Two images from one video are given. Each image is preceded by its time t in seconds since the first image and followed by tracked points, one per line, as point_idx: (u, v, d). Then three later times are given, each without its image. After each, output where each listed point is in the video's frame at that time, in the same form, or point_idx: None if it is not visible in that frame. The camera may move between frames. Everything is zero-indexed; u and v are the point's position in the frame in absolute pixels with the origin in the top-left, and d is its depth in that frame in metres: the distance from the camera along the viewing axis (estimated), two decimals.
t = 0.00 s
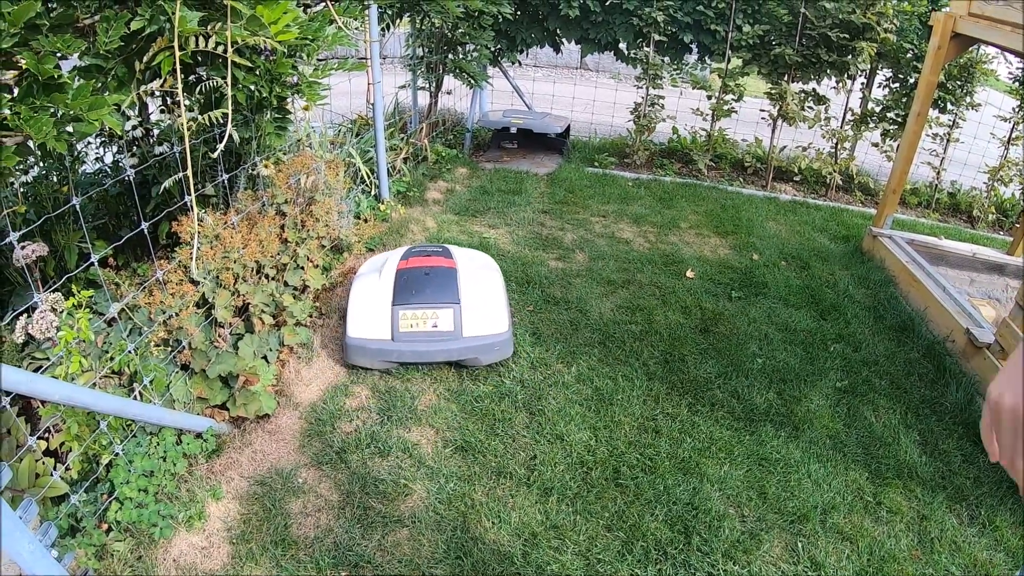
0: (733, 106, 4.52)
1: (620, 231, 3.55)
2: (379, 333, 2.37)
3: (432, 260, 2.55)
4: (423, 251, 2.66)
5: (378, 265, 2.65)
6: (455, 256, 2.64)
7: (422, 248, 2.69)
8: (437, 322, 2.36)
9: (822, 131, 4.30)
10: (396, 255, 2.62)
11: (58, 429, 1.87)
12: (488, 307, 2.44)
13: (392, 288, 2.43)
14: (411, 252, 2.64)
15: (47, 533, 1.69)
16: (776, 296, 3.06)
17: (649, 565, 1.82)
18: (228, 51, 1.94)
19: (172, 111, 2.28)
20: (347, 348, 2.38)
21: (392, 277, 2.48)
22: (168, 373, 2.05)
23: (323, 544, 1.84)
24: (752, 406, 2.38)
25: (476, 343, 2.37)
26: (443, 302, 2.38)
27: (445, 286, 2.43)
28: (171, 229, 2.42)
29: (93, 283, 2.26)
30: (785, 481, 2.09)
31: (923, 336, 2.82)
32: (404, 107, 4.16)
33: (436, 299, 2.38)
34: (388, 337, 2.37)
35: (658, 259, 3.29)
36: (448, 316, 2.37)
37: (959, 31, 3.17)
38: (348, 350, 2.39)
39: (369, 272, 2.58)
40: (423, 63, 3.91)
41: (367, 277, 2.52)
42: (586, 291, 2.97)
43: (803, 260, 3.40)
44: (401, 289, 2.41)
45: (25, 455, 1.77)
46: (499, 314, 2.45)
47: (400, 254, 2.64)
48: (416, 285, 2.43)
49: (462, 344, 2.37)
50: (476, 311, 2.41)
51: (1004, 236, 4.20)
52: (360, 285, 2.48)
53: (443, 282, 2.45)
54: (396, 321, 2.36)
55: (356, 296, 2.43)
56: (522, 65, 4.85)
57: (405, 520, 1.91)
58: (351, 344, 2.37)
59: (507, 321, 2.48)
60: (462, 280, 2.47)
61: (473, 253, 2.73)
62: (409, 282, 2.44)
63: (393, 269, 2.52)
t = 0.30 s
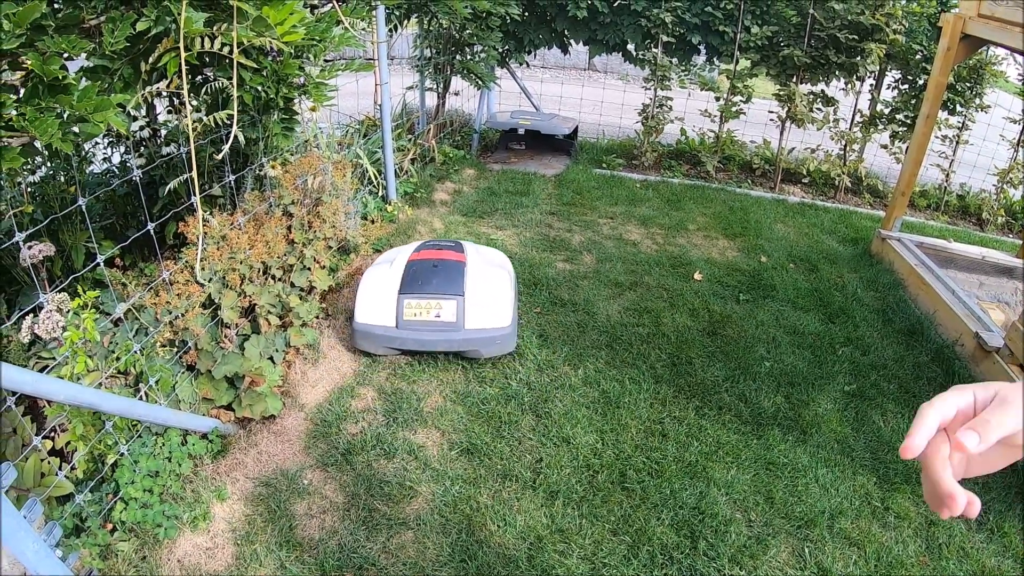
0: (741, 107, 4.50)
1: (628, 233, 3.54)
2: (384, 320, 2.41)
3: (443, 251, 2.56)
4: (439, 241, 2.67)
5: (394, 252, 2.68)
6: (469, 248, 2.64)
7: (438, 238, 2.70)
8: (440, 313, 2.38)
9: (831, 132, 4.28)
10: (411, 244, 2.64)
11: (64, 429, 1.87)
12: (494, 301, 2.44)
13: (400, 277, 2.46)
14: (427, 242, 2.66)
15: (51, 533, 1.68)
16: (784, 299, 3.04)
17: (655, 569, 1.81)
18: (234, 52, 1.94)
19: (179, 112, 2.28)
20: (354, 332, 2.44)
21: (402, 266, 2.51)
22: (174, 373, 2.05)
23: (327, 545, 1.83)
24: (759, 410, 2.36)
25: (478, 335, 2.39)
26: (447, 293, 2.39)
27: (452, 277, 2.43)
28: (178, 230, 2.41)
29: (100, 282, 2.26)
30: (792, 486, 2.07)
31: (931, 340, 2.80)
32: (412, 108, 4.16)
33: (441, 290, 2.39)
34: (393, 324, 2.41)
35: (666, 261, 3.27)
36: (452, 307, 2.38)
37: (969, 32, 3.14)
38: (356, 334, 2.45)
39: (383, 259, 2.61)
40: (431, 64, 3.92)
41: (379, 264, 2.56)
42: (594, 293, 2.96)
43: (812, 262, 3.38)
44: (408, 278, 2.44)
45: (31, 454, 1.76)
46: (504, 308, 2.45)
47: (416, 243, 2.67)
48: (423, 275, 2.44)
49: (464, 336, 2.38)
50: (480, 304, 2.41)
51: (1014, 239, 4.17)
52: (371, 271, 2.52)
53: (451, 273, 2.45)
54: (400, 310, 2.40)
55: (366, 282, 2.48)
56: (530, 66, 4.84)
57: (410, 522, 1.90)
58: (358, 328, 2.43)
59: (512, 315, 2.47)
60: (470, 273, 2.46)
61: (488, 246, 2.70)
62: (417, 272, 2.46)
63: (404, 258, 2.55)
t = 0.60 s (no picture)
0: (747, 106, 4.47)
1: (635, 232, 3.52)
2: (390, 306, 2.47)
3: (453, 244, 2.61)
4: (451, 235, 2.73)
5: (408, 244, 2.75)
6: (480, 243, 2.69)
7: (451, 233, 2.76)
8: (444, 302, 2.43)
9: (838, 131, 4.25)
10: (424, 236, 2.71)
11: (68, 429, 1.87)
12: (498, 294, 2.47)
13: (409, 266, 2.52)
14: (440, 235, 2.72)
15: (55, 534, 1.65)
16: (792, 299, 3.01)
17: (660, 572, 1.79)
18: (236, 51, 1.92)
19: (183, 112, 2.28)
20: (361, 316, 2.51)
21: (412, 256, 2.58)
22: (178, 374, 2.04)
23: (331, 547, 1.82)
24: (766, 411, 2.35)
25: (479, 326, 2.42)
26: (452, 283, 2.44)
27: (458, 269, 2.48)
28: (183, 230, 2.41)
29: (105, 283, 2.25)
30: (799, 487, 2.05)
31: (939, 340, 2.77)
32: (417, 107, 4.15)
33: (446, 280, 2.44)
34: (398, 311, 2.46)
35: (672, 260, 3.26)
36: (455, 297, 2.43)
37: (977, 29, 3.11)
38: (363, 319, 2.52)
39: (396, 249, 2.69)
40: (436, 63, 3.90)
41: (391, 254, 2.63)
42: (600, 293, 2.95)
43: (819, 261, 3.35)
44: (416, 267, 2.50)
45: (35, 455, 1.75)
46: (508, 301, 2.48)
47: (429, 236, 2.73)
48: (431, 265, 2.50)
49: (465, 325, 2.42)
50: (484, 296, 2.45)
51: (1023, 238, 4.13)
52: (383, 260, 2.60)
53: (458, 265, 2.50)
54: (406, 297, 2.46)
55: (376, 269, 2.55)
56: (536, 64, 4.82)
57: (414, 524, 1.89)
58: (365, 313, 2.50)
59: (516, 309, 2.50)
60: (477, 266, 2.51)
61: (501, 243, 2.75)
62: (425, 262, 2.52)
63: (415, 249, 2.61)
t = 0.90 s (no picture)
0: (753, 104, 4.44)
1: (640, 231, 3.50)
2: (399, 294, 2.55)
3: (464, 237, 2.67)
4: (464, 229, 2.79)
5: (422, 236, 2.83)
6: (492, 237, 2.74)
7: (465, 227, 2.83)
8: (449, 292, 2.49)
9: (844, 128, 4.22)
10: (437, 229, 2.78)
11: (73, 430, 1.86)
12: (502, 287, 2.51)
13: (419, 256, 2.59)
14: (454, 228, 2.79)
15: (59, 535, 1.65)
16: (798, 298, 3.00)
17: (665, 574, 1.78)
18: (238, 51, 1.91)
19: (186, 112, 2.29)
20: (372, 303, 2.60)
21: (423, 248, 2.65)
22: (182, 374, 2.04)
23: (335, 548, 1.81)
24: (772, 411, 2.33)
25: (483, 317, 2.47)
26: (458, 274, 2.49)
27: (465, 261, 2.54)
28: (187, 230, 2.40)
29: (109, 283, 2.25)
30: (805, 489, 2.04)
31: (947, 340, 2.75)
32: (422, 106, 4.14)
33: (453, 272, 2.50)
34: (405, 299, 2.54)
35: (678, 259, 3.24)
36: (461, 288, 2.49)
37: (984, 27, 3.08)
38: (373, 306, 2.61)
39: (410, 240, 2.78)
40: (440, 62, 3.88)
41: (404, 245, 2.71)
42: (606, 292, 2.93)
43: (826, 260, 3.33)
44: (426, 258, 2.57)
45: (39, 455, 1.75)
46: (512, 295, 2.52)
47: (443, 228, 2.81)
48: (439, 256, 2.57)
49: (469, 316, 2.48)
50: (489, 288, 2.50)
51: None
52: (395, 250, 2.68)
53: (466, 257, 2.56)
54: (414, 286, 2.53)
55: (388, 259, 2.64)
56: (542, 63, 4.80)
57: (419, 525, 1.88)
58: (375, 300, 2.59)
59: (521, 303, 2.54)
60: (484, 259, 2.56)
61: (512, 238, 2.80)
62: (435, 253, 2.58)
63: (427, 240, 2.69)
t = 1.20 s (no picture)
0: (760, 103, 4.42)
1: (647, 231, 3.48)
2: (412, 284, 2.61)
3: (478, 230, 2.73)
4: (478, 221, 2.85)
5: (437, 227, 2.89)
6: (504, 230, 2.79)
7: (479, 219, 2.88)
8: (460, 283, 2.54)
9: (851, 127, 4.20)
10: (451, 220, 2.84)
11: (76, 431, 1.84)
12: (512, 280, 2.55)
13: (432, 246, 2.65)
14: (468, 220, 2.85)
15: (61, 538, 1.64)
16: (806, 299, 2.98)
17: None
18: (243, 50, 1.89)
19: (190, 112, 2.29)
20: (386, 292, 2.67)
21: (437, 239, 2.71)
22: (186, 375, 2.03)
23: (341, 551, 1.80)
24: (780, 413, 2.31)
25: (493, 308, 2.53)
26: (470, 266, 2.55)
27: (477, 252, 2.59)
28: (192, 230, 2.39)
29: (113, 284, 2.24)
30: (813, 492, 2.02)
31: (954, 341, 2.73)
32: (427, 104, 4.12)
33: (464, 263, 2.56)
34: (418, 289, 2.60)
35: (685, 259, 3.22)
36: (472, 279, 2.54)
37: (993, 26, 3.06)
38: (387, 294, 2.68)
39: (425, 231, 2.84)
40: (446, 60, 3.87)
41: (419, 236, 2.77)
42: (612, 293, 2.91)
43: (833, 260, 3.31)
44: (439, 249, 2.63)
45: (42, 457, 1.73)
46: (521, 287, 2.56)
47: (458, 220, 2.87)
48: (452, 247, 2.63)
49: (480, 306, 2.53)
50: (499, 280, 2.54)
51: None
52: (410, 240, 2.75)
53: (478, 249, 2.61)
54: (427, 276, 2.59)
55: (403, 249, 2.71)
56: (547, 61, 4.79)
57: (425, 528, 1.86)
58: (389, 289, 2.66)
59: (529, 295, 2.58)
60: (496, 251, 2.61)
61: (524, 231, 2.85)
62: (448, 244, 2.64)
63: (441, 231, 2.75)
